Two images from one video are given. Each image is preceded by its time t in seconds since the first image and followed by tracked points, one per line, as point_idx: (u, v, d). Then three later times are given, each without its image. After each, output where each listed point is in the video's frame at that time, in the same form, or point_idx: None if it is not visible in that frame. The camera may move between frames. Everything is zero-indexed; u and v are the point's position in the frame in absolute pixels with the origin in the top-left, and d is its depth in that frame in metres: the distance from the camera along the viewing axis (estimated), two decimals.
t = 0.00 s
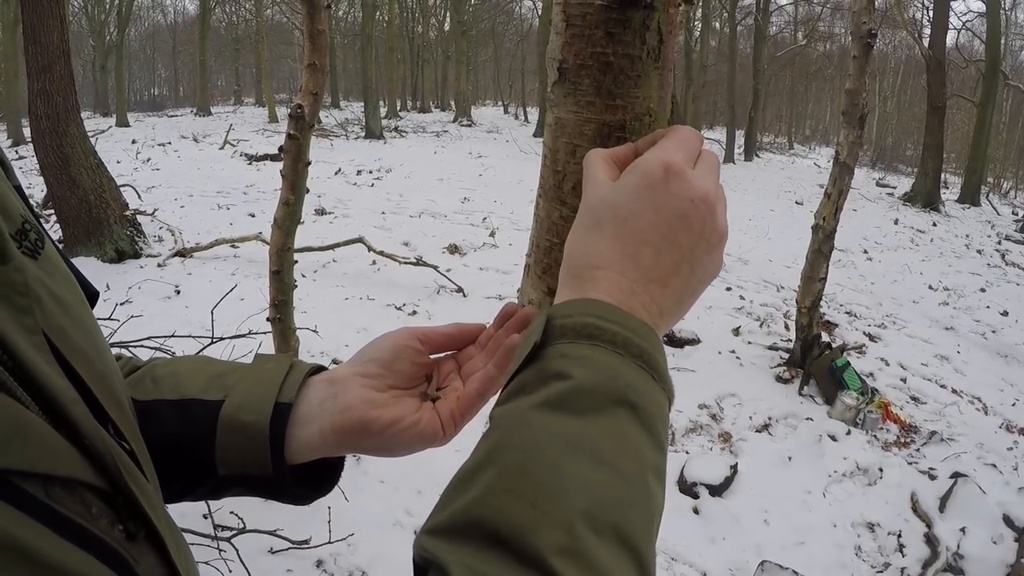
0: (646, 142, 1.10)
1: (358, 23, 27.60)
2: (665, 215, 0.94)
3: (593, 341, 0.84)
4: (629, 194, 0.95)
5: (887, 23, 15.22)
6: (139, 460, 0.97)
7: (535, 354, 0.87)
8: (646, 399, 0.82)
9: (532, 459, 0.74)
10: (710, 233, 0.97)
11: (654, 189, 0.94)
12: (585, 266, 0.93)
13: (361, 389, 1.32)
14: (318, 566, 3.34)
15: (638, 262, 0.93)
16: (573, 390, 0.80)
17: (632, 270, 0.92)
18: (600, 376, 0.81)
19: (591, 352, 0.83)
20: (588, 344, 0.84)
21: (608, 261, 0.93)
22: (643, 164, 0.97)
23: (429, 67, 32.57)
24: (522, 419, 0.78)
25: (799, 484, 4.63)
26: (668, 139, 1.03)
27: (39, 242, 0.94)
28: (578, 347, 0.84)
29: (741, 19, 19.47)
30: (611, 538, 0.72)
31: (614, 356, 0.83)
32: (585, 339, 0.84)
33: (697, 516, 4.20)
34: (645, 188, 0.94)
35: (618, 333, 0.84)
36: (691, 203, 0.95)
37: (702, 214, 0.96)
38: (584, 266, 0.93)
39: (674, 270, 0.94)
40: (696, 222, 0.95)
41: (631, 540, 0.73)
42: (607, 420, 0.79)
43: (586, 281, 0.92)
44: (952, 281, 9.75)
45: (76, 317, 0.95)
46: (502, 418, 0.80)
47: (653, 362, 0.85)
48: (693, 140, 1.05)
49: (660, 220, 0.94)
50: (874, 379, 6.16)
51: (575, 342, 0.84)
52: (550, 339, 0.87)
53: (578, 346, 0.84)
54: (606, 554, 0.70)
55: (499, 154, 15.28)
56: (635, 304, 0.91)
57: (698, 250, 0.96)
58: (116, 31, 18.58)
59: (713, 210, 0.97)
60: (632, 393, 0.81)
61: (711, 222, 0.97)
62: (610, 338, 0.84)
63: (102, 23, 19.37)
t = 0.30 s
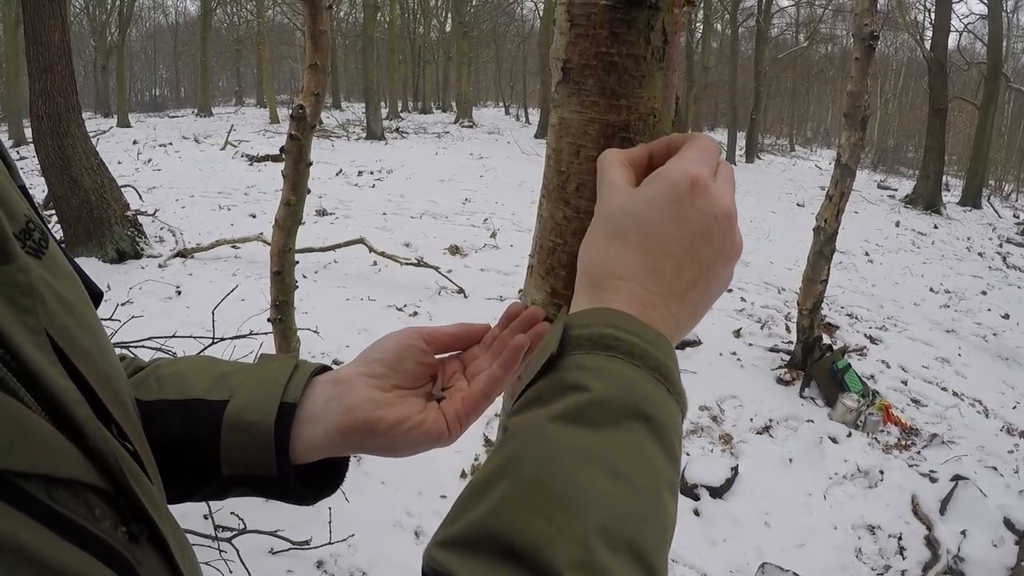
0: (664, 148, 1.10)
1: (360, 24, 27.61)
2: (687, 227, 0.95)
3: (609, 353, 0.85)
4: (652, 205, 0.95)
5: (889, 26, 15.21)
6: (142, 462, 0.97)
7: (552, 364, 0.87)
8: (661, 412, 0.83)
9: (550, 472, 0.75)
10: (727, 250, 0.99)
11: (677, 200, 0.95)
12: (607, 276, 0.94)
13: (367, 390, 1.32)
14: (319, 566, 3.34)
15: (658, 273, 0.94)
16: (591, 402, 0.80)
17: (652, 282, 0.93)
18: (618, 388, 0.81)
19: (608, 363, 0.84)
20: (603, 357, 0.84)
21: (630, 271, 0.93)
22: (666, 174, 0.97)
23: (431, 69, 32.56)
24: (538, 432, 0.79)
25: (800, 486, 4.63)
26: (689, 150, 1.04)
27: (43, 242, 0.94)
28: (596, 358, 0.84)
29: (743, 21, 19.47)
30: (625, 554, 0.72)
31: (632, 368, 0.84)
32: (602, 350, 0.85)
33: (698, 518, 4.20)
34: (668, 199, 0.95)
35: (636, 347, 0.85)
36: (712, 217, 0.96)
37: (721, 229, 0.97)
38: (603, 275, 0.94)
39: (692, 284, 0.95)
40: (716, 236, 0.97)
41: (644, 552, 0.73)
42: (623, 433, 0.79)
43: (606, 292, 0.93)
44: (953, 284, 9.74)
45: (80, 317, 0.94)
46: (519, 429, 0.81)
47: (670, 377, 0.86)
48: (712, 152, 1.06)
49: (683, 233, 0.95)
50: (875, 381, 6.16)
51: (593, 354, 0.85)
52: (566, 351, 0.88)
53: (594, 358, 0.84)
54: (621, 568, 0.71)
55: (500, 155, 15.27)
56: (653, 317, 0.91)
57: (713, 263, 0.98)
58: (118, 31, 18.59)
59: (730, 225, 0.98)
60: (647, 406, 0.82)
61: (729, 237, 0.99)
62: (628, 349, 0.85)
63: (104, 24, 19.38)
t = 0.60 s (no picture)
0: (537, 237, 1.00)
1: (361, 23, 27.62)
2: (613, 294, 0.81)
3: (584, 466, 0.68)
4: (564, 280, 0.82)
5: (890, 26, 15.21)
6: (142, 467, 0.97)
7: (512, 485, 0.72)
8: (653, 530, 0.67)
9: None
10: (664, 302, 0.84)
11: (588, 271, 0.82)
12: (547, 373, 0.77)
13: (368, 394, 1.32)
14: (319, 566, 3.34)
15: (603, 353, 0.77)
16: (563, 533, 0.65)
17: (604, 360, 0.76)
18: (595, 512, 0.65)
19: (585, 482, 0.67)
20: (577, 474, 0.68)
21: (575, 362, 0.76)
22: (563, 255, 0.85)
23: (431, 68, 32.59)
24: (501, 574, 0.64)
25: (801, 486, 4.63)
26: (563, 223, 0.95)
27: (46, 242, 0.94)
28: (566, 476, 0.68)
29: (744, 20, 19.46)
30: None
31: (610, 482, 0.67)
32: (575, 463, 0.68)
33: (699, 518, 4.20)
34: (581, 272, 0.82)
35: (616, 453, 0.69)
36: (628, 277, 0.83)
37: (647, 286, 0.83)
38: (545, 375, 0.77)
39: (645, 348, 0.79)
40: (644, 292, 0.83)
41: None
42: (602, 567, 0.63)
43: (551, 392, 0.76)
44: (953, 284, 9.74)
45: (82, 319, 0.94)
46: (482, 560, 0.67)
47: (663, 489, 0.70)
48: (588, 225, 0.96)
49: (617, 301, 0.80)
50: (875, 381, 6.16)
51: (559, 469, 0.68)
52: (532, 465, 0.71)
53: (563, 475, 0.68)
54: None
55: (501, 154, 15.27)
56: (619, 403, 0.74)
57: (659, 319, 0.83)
58: (118, 30, 18.59)
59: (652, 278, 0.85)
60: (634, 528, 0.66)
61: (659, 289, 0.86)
62: (607, 462, 0.68)
63: (105, 23, 19.38)
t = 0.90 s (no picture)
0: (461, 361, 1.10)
1: (361, 23, 27.61)
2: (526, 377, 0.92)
3: (535, 531, 0.73)
4: (479, 381, 0.93)
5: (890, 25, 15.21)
6: (142, 472, 0.97)
7: (463, 544, 0.75)
8: None
9: None
10: (573, 368, 0.96)
11: (496, 368, 0.94)
12: (482, 463, 0.83)
13: (372, 406, 1.30)
14: (320, 564, 3.34)
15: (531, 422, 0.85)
16: None
17: (531, 429, 0.84)
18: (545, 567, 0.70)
19: (537, 548, 0.72)
20: (527, 535, 0.73)
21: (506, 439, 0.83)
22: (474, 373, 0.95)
23: (431, 67, 32.59)
24: None
25: (801, 485, 4.62)
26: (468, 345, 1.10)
27: (53, 245, 0.95)
28: (516, 540, 0.72)
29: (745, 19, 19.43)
30: None
31: (561, 545, 0.72)
32: (523, 527, 0.73)
33: (700, 517, 4.20)
34: (491, 370, 0.93)
35: (562, 517, 0.74)
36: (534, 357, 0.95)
37: (553, 360, 0.95)
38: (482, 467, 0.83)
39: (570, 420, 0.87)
40: (551, 366, 0.95)
41: None
42: None
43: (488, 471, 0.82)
44: (954, 283, 9.74)
45: (87, 321, 0.95)
46: None
47: (611, 541, 0.75)
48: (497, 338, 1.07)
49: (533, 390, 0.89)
50: (876, 380, 6.16)
51: (505, 532, 0.73)
52: (481, 527, 0.75)
53: (514, 537, 0.72)
54: None
55: (501, 154, 15.28)
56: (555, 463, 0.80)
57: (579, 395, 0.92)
58: (118, 30, 18.57)
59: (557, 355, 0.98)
60: None
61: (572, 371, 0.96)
62: (555, 522, 0.74)
63: (105, 23, 19.37)
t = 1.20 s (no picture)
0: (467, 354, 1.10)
1: (361, 21, 27.57)
2: (534, 367, 0.91)
3: (543, 531, 0.72)
4: (487, 376, 0.93)
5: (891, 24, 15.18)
6: (138, 470, 0.96)
7: (470, 543, 0.75)
8: None
9: None
10: (584, 356, 0.96)
11: (505, 360, 0.93)
12: (492, 460, 0.83)
13: (370, 401, 1.31)
14: (320, 563, 3.34)
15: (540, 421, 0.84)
16: None
17: (540, 424, 0.83)
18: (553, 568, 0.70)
19: (547, 549, 0.71)
20: (536, 536, 0.72)
21: (515, 437, 0.83)
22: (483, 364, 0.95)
23: (432, 66, 32.55)
24: None
25: (802, 483, 4.62)
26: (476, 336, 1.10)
27: (47, 242, 0.94)
28: (526, 541, 0.72)
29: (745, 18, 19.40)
30: None
31: (571, 547, 0.72)
32: (532, 528, 0.73)
33: (700, 515, 4.20)
34: (499, 363, 0.93)
35: (572, 516, 0.74)
36: (542, 348, 0.95)
37: (563, 350, 0.95)
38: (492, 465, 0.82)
39: (581, 413, 0.86)
40: (560, 355, 0.94)
41: None
42: None
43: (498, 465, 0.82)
44: (954, 282, 9.73)
45: (81, 319, 0.94)
46: None
47: (623, 540, 0.75)
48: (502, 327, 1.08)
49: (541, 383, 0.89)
50: (876, 379, 6.15)
51: (513, 534, 0.73)
52: (487, 527, 0.75)
53: (522, 537, 0.72)
54: None
55: (502, 152, 15.26)
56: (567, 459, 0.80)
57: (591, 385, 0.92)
58: (118, 28, 18.54)
59: (565, 342, 0.97)
60: None
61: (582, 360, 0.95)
62: (565, 522, 0.73)
63: (105, 21, 19.34)
